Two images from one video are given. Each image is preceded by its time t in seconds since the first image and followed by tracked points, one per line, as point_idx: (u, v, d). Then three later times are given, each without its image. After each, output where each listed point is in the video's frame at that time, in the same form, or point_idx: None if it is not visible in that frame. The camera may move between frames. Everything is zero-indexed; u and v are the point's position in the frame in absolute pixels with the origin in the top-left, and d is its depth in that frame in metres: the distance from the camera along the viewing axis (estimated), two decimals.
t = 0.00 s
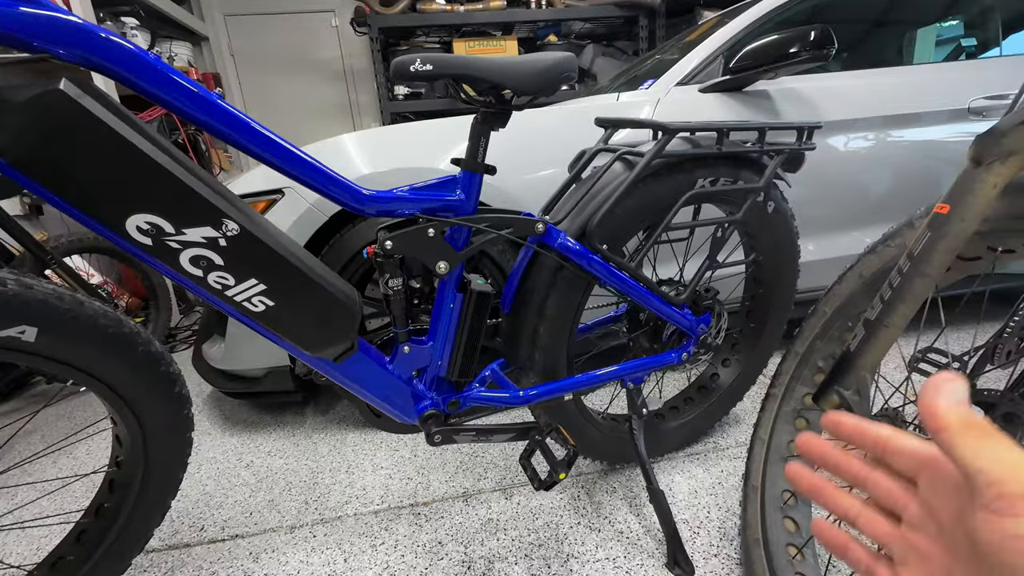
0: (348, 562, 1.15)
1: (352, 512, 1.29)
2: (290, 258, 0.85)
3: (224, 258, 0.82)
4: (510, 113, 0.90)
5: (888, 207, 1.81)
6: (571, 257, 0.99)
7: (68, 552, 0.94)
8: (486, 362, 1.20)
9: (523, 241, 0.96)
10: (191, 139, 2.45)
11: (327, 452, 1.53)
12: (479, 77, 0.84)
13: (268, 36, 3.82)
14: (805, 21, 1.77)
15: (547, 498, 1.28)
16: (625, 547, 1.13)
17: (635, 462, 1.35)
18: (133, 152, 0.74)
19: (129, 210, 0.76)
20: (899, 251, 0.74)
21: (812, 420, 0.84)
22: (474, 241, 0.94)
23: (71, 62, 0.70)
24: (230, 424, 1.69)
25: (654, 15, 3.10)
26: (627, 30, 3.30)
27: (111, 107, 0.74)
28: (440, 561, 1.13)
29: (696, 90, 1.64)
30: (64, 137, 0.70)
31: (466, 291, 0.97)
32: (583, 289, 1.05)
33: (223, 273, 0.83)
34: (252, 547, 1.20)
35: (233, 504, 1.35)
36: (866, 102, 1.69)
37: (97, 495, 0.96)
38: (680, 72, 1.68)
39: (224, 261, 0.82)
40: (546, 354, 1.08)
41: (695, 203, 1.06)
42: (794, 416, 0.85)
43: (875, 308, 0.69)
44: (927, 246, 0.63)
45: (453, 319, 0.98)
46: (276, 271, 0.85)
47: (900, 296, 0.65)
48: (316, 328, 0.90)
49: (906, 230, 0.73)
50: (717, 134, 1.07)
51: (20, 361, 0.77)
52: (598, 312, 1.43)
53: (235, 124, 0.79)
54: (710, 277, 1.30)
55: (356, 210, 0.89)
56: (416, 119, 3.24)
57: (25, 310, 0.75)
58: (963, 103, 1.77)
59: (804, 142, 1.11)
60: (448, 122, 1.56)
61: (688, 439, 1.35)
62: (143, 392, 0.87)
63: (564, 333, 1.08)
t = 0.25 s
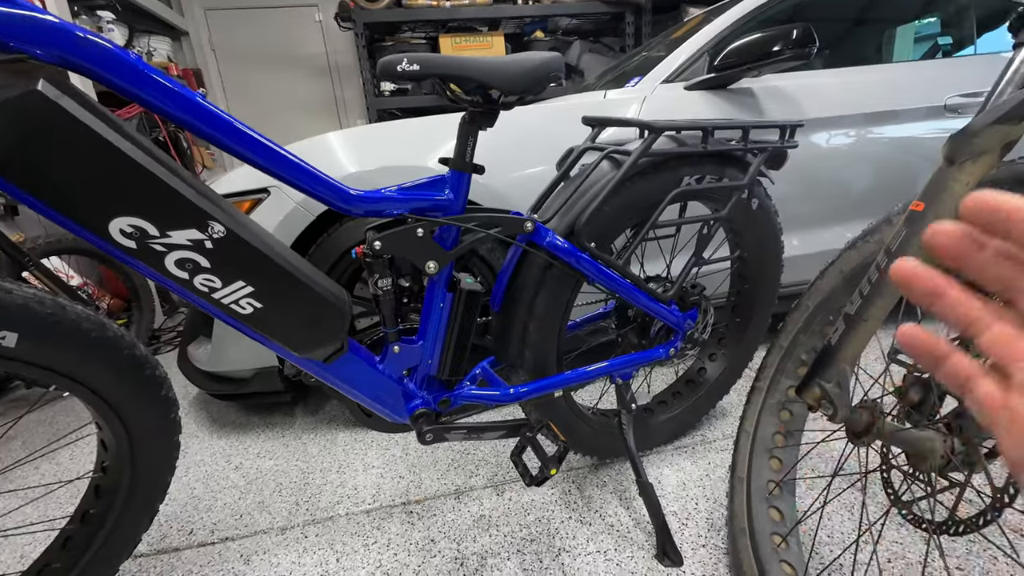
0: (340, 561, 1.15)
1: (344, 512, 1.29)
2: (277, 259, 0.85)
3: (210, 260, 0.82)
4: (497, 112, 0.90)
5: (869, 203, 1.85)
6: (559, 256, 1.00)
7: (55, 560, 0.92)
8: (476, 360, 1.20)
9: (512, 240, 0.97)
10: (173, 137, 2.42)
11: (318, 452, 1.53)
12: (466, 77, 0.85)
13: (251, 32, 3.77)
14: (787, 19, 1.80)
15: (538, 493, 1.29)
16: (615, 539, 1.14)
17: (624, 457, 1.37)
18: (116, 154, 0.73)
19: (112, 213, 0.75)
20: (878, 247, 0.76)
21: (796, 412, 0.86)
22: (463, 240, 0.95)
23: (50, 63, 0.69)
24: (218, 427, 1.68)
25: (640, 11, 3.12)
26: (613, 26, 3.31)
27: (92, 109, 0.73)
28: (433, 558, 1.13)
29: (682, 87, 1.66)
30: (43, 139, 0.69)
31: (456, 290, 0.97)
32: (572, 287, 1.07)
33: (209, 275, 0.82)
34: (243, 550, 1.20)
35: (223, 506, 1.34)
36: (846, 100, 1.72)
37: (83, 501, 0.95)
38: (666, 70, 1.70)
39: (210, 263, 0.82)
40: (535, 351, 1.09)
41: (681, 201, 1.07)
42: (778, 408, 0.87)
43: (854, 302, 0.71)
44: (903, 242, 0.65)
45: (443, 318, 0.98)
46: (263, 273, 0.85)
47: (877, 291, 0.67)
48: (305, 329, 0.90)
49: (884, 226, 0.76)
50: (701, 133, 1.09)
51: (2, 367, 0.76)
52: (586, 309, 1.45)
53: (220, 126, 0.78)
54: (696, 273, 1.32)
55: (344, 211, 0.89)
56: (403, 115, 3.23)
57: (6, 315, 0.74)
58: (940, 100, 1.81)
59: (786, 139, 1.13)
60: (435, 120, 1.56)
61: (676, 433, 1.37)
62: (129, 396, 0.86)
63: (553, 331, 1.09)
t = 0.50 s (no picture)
0: (328, 558, 1.15)
1: (331, 509, 1.29)
2: (259, 258, 0.85)
3: (191, 259, 0.81)
4: (479, 109, 0.91)
5: (848, 198, 1.88)
6: (542, 252, 1.01)
7: (37, 563, 0.91)
8: (462, 356, 1.21)
9: (495, 236, 0.97)
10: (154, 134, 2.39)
11: (305, 450, 1.53)
12: (446, 75, 0.85)
13: (233, 27, 3.72)
14: (767, 17, 1.82)
15: (525, 486, 1.30)
16: (601, 530, 1.16)
17: (610, 449, 1.39)
18: (92, 152, 0.72)
19: (88, 212, 0.74)
20: (850, 241, 0.78)
21: (774, 403, 0.88)
22: (446, 237, 0.95)
23: (22, 60, 0.68)
24: (203, 427, 1.67)
25: (626, 8, 3.14)
26: (600, 22, 3.33)
27: (66, 107, 0.73)
28: (420, 553, 1.14)
29: (666, 84, 1.68)
30: (16, 137, 0.68)
31: (440, 287, 0.98)
32: (556, 282, 1.08)
33: (190, 274, 0.82)
34: (230, 549, 1.20)
35: (209, 506, 1.34)
36: (825, 97, 1.75)
37: (64, 503, 0.94)
38: (650, 67, 1.72)
39: (190, 261, 0.82)
40: (520, 347, 1.10)
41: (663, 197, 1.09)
42: (757, 399, 0.89)
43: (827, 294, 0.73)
44: (871, 236, 0.67)
45: (427, 315, 0.99)
46: (245, 271, 0.84)
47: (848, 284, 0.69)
48: (288, 328, 0.90)
49: (856, 221, 0.78)
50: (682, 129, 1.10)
51: None
52: (572, 305, 1.46)
53: (198, 124, 0.78)
54: (679, 268, 1.34)
55: (327, 209, 0.89)
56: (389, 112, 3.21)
57: None
58: (916, 98, 1.85)
59: (764, 137, 1.15)
60: (419, 117, 1.56)
61: (661, 425, 1.39)
62: (110, 396, 0.86)
63: (537, 326, 1.10)
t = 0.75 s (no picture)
0: (320, 557, 1.15)
1: (323, 508, 1.29)
2: (247, 255, 0.84)
3: (176, 257, 0.80)
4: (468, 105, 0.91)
5: (834, 194, 1.91)
6: (533, 248, 1.01)
7: (22, 568, 0.89)
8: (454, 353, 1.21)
9: (486, 233, 0.97)
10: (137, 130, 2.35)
11: (296, 450, 1.52)
12: (436, 70, 0.85)
13: (218, 21, 3.67)
14: (756, 13, 1.83)
15: (518, 483, 1.31)
16: (593, 525, 1.17)
17: (602, 445, 1.40)
18: (73, 149, 0.71)
19: (69, 209, 0.73)
20: (836, 236, 0.79)
21: (762, 396, 0.89)
22: (437, 234, 0.95)
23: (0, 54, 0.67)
24: (192, 427, 1.65)
25: (616, 4, 3.14)
26: (589, 19, 3.33)
27: (45, 102, 0.71)
28: (413, 551, 1.14)
29: (655, 81, 1.69)
30: None
31: (430, 284, 0.97)
32: (547, 279, 1.08)
33: (175, 272, 0.81)
34: (220, 550, 1.19)
35: (198, 508, 1.32)
36: (812, 93, 1.77)
37: (49, 507, 0.92)
38: (640, 63, 1.72)
39: (176, 260, 0.80)
40: (512, 344, 1.10)
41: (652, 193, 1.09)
42: (747, 393, 0.90)
43: (814, 289, 0.73)
44: (857, 231, 0.68)
45: (418, 312, 0.99)
46: (232, 269, 0.83)
47: (834, 278, 0.70)
48: (276, 326, 0.89)
49: (841, 216, 0.79)
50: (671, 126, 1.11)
51: None
52: (563, 301, 1.47)
53: (183, 119, 0.77)
54: (669, 264, 1.34)
55: (316, 206, 0.89)
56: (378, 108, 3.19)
57: None
58: (900, 95, 1.87)
59: (752, 133, 1.16)
60: (409, 113, 1.55)
61: (652, 420, 1.40)
62: (93, 398, 0.85)
63: (528, 323, 1.10)
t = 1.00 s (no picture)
0: (313, 558, 1.14)
1: (316, 509, 1.28)
2: (236, 255, 0.83)
3: (164, 258, 0.79)
4: (460, 104, 0.90)
5: (824, 192, 1.92)
6: (526, 247, 1.01)
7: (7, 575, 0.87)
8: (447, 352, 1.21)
9: (478, 232, 0.97)
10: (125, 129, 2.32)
11: (289, 451, 1.51)
12: (428, 69, 0.84)
13: (207, 18, 3.64)
14: (746, 12, 1.84)
15: (511, 481, 1.31)
16: (587, 522, 1.17)
17: (595, 442, 1.40)
18: (58, 149, 0.70)
19: (54, 209, 0.72)
20: (826, 234, 0.79)
21: (754, 393, 0.90)
22: (429, 233, 0.95)
23: None
24: (182, 429, 1.64)
25: (608, 2, 3.15)
26: (581, 17, 3.34)
27: (29, 101, 0.70)
28: (407, 550, 1.14)
29: (647, 79, 1.69)
30: None
31: (423, 283, 0.97)
32: (539, 277, 1.08)
33: (163, 273, 0.80)
34: (212, 552, 1.18)
35: (189, 510, 1.31)
36: (801, 92, 1.78)
37: (35, 511, 0.91)
38: (632, 62, 1.73)
39: (164, 260, 0.80)
40: (505, 342, 1.10)
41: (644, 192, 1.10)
42: (738, 390, 0.91)
43: (804, 287, 0.74)
44: (846, 230, 0.69)
45: (411, 312, 0.98)
46: (221, 270, 0.83)
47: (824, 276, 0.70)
48: (267, 326, 0.88)
49: (830, 214, 0.79)
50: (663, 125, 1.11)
51: None
52: (556, 299, 1.47)
53: (170, 118, 0.76)
54: (661, 261, 1.35)
55: (306, 205, 0.88)
56: (369, 106, 3.17)
57: None
58: (888, 94, 1.89)
59: (743, 132, 1.17)
60: (400, 111, 1.54)
61: (645, 417, 1.41)
62: (80, 400, 0.83)
63: (521, 321, 1.10)
